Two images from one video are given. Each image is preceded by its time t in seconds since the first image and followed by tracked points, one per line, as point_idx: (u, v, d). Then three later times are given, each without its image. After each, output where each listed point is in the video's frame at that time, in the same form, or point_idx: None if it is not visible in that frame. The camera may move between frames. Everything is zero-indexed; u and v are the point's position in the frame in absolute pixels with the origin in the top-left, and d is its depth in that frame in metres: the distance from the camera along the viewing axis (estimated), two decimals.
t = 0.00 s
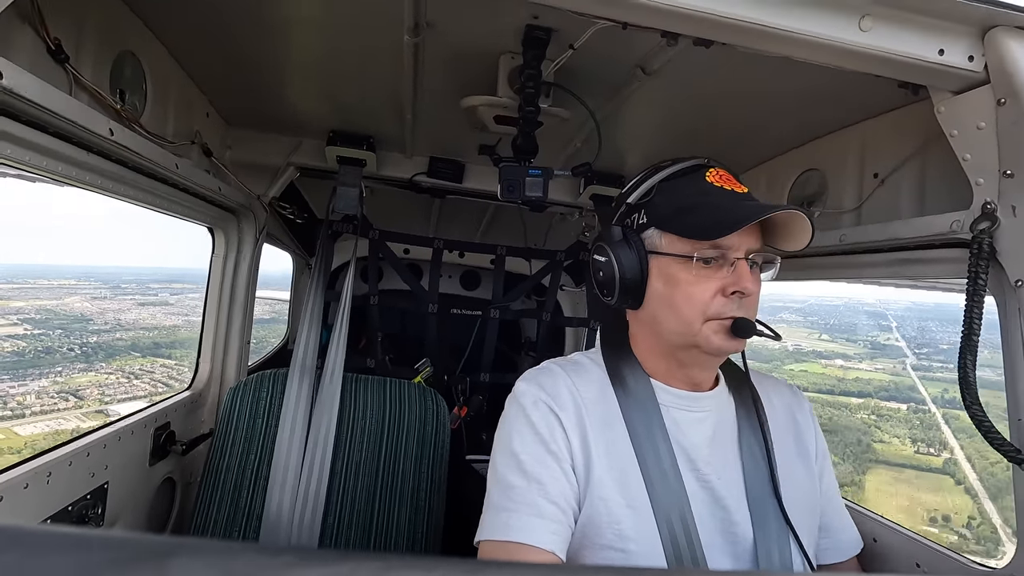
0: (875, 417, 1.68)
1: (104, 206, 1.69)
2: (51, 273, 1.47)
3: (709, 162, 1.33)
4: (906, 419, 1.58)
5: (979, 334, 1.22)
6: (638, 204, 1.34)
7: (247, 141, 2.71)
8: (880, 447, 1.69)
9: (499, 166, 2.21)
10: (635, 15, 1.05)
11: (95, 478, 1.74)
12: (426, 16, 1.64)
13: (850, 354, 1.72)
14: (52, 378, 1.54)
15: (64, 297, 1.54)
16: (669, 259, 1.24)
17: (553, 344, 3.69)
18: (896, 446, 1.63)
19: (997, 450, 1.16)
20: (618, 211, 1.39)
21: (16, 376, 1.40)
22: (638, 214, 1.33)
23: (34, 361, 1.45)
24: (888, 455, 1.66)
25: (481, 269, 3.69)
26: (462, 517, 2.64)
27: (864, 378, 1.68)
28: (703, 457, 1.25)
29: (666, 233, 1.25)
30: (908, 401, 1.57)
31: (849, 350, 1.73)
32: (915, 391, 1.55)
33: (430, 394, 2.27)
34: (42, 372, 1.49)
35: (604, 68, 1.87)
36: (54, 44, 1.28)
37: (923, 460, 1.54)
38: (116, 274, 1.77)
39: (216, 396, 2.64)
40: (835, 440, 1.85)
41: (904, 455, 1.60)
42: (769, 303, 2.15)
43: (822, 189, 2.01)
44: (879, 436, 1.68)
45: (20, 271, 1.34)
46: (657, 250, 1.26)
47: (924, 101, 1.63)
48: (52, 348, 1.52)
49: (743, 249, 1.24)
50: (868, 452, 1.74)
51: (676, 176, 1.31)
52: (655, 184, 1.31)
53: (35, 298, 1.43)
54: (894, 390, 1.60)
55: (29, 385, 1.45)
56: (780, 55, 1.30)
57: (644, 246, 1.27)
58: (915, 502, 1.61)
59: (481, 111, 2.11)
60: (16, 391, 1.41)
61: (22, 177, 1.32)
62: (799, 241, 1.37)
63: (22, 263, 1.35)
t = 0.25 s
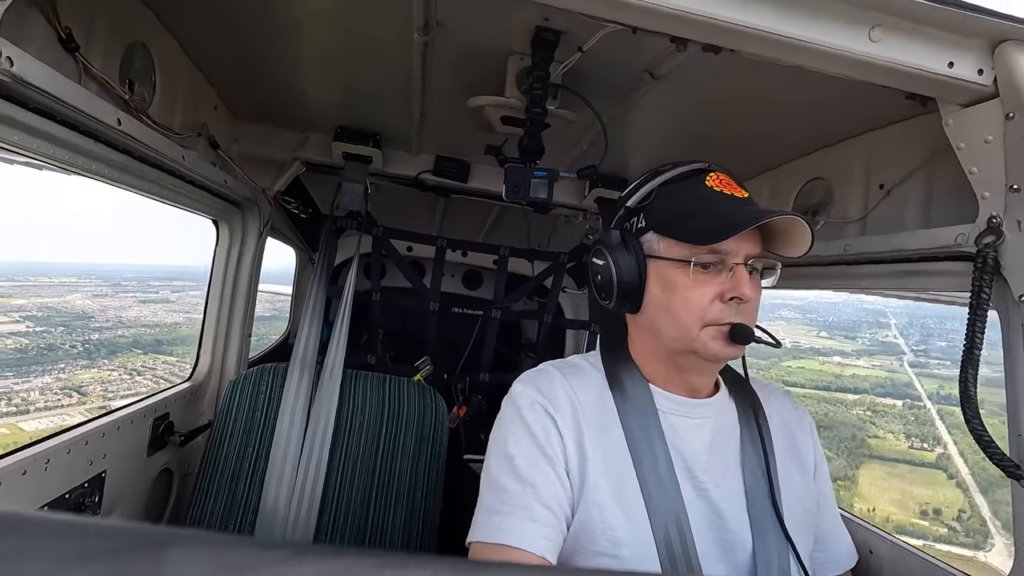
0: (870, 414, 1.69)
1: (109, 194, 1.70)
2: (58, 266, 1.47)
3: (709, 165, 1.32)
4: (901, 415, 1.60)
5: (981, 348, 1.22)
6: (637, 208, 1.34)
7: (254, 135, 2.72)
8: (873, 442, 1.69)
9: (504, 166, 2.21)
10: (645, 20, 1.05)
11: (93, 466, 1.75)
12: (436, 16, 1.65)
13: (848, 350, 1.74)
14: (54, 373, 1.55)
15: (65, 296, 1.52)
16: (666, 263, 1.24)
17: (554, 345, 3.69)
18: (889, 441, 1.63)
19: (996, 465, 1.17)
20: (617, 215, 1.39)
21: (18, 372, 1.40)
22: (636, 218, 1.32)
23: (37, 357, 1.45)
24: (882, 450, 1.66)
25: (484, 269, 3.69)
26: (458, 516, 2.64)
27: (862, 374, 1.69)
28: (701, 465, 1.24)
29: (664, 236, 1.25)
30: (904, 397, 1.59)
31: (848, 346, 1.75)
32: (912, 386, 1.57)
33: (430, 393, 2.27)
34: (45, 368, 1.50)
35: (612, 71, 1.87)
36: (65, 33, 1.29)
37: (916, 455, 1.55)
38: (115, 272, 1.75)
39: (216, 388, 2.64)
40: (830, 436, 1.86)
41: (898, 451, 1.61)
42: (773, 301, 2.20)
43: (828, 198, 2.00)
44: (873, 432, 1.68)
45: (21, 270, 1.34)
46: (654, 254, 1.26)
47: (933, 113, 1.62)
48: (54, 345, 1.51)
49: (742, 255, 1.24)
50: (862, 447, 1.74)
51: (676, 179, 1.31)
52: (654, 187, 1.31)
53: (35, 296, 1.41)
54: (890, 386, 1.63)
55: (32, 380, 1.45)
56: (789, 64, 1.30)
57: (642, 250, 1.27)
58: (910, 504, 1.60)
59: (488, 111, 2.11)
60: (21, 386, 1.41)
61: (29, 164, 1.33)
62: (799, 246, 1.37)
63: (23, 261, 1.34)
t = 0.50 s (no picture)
0: (867, 410, 1.71)
1: (114, 187, 1.70)
2: (63, 262, 1.49)
3: (716, 170, 1.32)
4: (896, 411, 1.61)
5: (984, 358, 1.22)
6: (642, 212, 1.34)
7: (260, 131, 2.72)
8: (869, 438, 1.71)
9: (509, 167, 2.21)
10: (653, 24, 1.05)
11: (92, 458, 1.75)
12: (443, 15, 1.65)
13: (846, 347, 1.79)
14: (59, 370, 1.57)
15: (68, 295, 1.54)
16: (672, 267, 1.24)
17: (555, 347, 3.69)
18: (887, 437, 1.64)
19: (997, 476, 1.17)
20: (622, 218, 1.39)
21: (25, 369, 1.43)
22: (642, 221, 1.32)
23: (41, 355, 1.47)
24: (879, 445, 1.67)
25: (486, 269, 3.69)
26: (456, 515, 2.64)
27: (860, 371, 1.72)
28: (700, 472, 1.24)
29: (670, 241, 1.25)
30: (901, 394, 1.60)
31: (846, 343, 1.79)
32: (909, 382, 1.57)
33: (430, 392, 2.27)
34: (50, 366, 1.53)
35: (619, 74, 1.87)
36: (73, 26, 1.30)
37: (911, 450, 1.57)
38: (118, 269, 1.77)
39: (217, 383, 2.64)
40: (827, 431, 1.88)
41: (893, 446, 1.62)
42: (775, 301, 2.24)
43: (832, 205, 2.00)
44: (869, 426, 1.71)
45: (23, 268, 1.35)
46: (660, 258, 1.26)
47: (940, 121, 1.61)
48: (59, 342, 1.53)
49: (749, 261, 1.23)
50: (857, 443, 1.76)
51: (682, 183, 1.31)
52: (661, 192, 1.31)
53: (39, 294, 1.44)
54: (888, 382, 1.63)
55: (38, 376, 1.48)
56: (797, 69, 1.29)
57: (648, 254, 1.27)
58: (904, 498, 1.62)
59: (494, 112, 2.11)
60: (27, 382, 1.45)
61: (35, 155, 1.33)
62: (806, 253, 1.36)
63: (25, 257, 1.35)
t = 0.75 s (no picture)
0: (865, 406, 1.70)
1: (116, 183, 1.70)
2: (68, 258, 1.50)
3: (716, 174, 1.32)
4: (894, 407, 1.63)
5: (983, 367, 1.22)
6: (640, 217, 1.34)
7: (263, 130, 2.72)
8: (867, 434, 1.70)
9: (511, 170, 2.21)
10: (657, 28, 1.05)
11: (90, 455, 1.75)
12: (447, 17, 1.65)
13: (847, 344, 1.81)
14: (65, 367, 1.60)
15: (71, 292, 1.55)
16: (668, 274, 1.24)
17: (554, 349, 3.69)
18: (884, 433, 1.64)
19: (995, 485, 1.17)
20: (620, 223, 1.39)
21: (31, 365, 1.45)
22: (640, 226, 1.32)
23: (47, 352, 1.49)
24: (877, 441, 1.66)
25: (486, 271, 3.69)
26: (453, 517, 2.63)
27: (859, 367, 1.72)
28: (696, 479, 1.24)
29: (667, 247, 1.25)
30: (900, 390, 1.61)
31: (847, 340, 1.82)
32: (907, 378, 1.59)
33: (428, 393, 2.27)
34: (55, 362, 1.55)
35: (622, 77, 1.87)
36: (78, 23, 1.30)
37: (908, 446, 1.58)
38: (121, 267, 1.77)
39: (216, 381, 2.64)
40: (823, 427, 1.86)
41: (890, 442, 1.62)
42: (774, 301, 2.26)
43: (834, 211, 2.00)
44: (867, 423, 1.70)
45: (28, 265, 1.36)
46: (657, 264, 1.26)
47: (942, 129, 1.62)
48: (63, 340, 1.55)
49: (746, 268, 1.23)
50: (854, 438, 1.74)
51: (680, 188, 1.31)
52: (658, 196, 1.31)
53: (43, 292, 1.44)
54: (886, 378, 1.65)
55: (44, 374, 1.51)
56: (800, 75, 1.29)
57: (644, 259, 1.27)
58: (899, 492, 1.62)
59: (496, 113, 2.12)
60: (34, 378, 1.47)
61: (37, 151, 1.33)
62: (806, 261, 1.36)
63: (30, 255, 1.35)
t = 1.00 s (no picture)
0: (865, 403, 1.72)
1: (116, 183, 1.70)
2: (72, 256, 1.51)
3: (718, 178, 1.32)
4: (894, 404, 1.63)
5: (981, 371, 1.22)
6: (642, 219, 1.34)
7: (262, 131, 2.72)
8: (866, 430, 1.72)
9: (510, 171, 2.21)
10: (657, 30, 1.05)
11: (87, 455, 1.74)
12: (447, 19, 1.66)
13: (850, 341, 1.82)
14: (75, 363, 1.65)
15: (77, 288, 1.58)
16: (669, 276, 1.24)
17: (553, 351, 3.68)
18: (883, 429, 1.67)
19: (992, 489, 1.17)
20: (622, 224, 1.39)
21: (42, 362, 1.50)
22: (641, 228, 1.32)
23: (56, 349, 1.53)
24: (876, 437, 1.68)
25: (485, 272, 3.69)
26: (451, 518, 2.63)
27: (860, 365, 1.74)
28: (696, 481, 1.24)
29: (668, 249, 1.25)
30: (900, 387, 1.61)
31: (849, 338, 1.83)
32: (910, 377, 1.59)
33: (427, 394, 2.26)
34: (66, 359, 1.60)
35: (622, 80, 1.87)
36: (78, 23, 1.30)
37: (907, 442, 1.60)
38: (128, 265, 1.80)
39: (214, 381, 2.64)
40: (823, 423, 1.89)
41: (889, 438, 1.65)
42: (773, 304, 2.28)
43: (833, 214, 2.00)
44: (866, 419, 1.72)
45: (34, 263, 1.38)
46: (657, 266, 1.26)
47: (940, 133, 1.62)
48: (72, 336, 1.59)
49: (747, 272, 1.23)
50: (853, 434, 1.76)
51: (682, 191, 1.31)
52: (660, 199, 1.31)
53: (49, 289, 1.47)
54: (887, 375, 1.65)
55: (54, 369, 1.56)
56: (799, 79, 1.30)
57: (645, 261, 1.27)
58: (896, 486, 1.64)
59: (496, 115, 2.12)
60: (43, 375, 1.51)
61: (36, 151, 1.33)
62: (806, 265, 1.36)
63: (30, 254, 1.36)
